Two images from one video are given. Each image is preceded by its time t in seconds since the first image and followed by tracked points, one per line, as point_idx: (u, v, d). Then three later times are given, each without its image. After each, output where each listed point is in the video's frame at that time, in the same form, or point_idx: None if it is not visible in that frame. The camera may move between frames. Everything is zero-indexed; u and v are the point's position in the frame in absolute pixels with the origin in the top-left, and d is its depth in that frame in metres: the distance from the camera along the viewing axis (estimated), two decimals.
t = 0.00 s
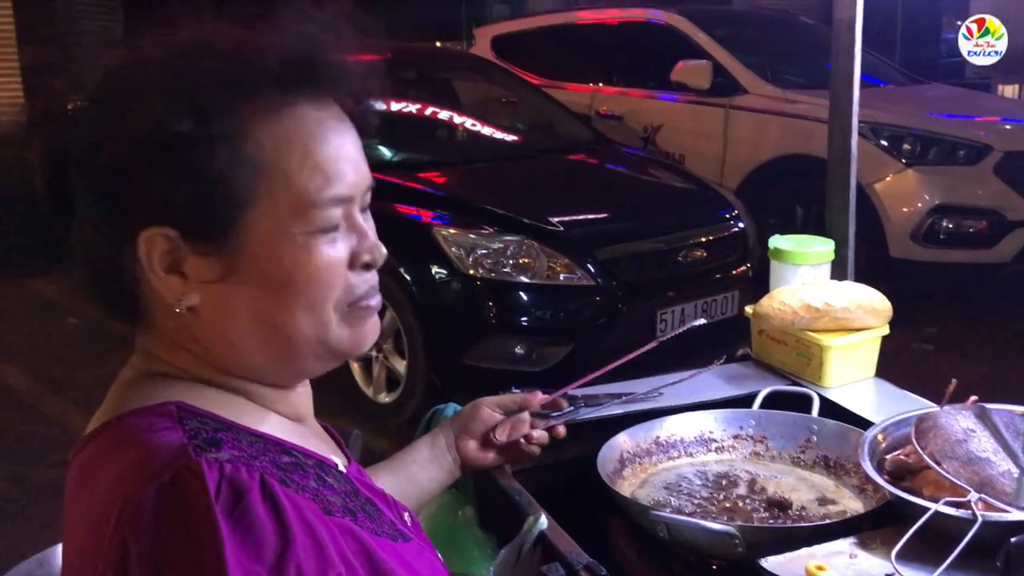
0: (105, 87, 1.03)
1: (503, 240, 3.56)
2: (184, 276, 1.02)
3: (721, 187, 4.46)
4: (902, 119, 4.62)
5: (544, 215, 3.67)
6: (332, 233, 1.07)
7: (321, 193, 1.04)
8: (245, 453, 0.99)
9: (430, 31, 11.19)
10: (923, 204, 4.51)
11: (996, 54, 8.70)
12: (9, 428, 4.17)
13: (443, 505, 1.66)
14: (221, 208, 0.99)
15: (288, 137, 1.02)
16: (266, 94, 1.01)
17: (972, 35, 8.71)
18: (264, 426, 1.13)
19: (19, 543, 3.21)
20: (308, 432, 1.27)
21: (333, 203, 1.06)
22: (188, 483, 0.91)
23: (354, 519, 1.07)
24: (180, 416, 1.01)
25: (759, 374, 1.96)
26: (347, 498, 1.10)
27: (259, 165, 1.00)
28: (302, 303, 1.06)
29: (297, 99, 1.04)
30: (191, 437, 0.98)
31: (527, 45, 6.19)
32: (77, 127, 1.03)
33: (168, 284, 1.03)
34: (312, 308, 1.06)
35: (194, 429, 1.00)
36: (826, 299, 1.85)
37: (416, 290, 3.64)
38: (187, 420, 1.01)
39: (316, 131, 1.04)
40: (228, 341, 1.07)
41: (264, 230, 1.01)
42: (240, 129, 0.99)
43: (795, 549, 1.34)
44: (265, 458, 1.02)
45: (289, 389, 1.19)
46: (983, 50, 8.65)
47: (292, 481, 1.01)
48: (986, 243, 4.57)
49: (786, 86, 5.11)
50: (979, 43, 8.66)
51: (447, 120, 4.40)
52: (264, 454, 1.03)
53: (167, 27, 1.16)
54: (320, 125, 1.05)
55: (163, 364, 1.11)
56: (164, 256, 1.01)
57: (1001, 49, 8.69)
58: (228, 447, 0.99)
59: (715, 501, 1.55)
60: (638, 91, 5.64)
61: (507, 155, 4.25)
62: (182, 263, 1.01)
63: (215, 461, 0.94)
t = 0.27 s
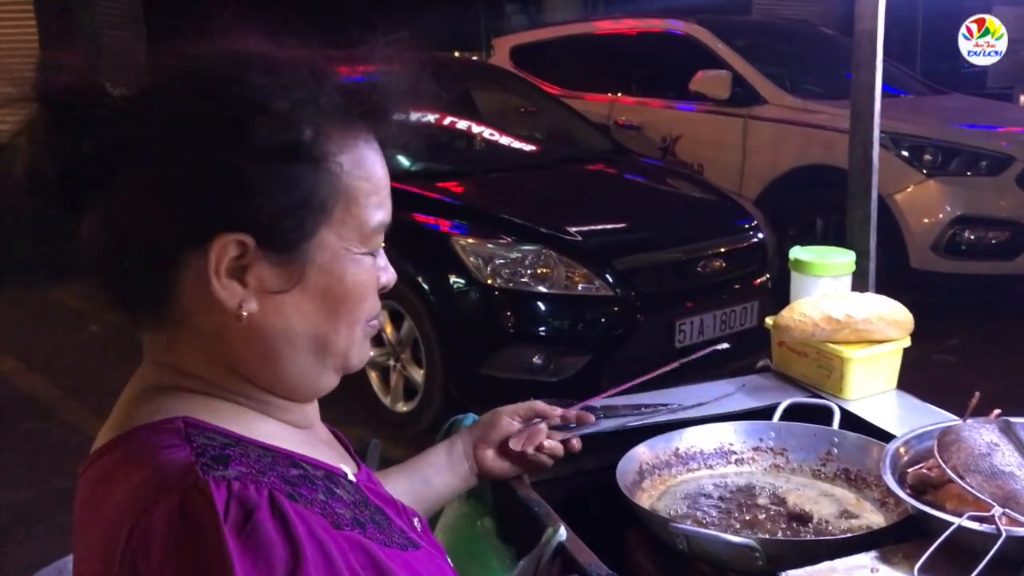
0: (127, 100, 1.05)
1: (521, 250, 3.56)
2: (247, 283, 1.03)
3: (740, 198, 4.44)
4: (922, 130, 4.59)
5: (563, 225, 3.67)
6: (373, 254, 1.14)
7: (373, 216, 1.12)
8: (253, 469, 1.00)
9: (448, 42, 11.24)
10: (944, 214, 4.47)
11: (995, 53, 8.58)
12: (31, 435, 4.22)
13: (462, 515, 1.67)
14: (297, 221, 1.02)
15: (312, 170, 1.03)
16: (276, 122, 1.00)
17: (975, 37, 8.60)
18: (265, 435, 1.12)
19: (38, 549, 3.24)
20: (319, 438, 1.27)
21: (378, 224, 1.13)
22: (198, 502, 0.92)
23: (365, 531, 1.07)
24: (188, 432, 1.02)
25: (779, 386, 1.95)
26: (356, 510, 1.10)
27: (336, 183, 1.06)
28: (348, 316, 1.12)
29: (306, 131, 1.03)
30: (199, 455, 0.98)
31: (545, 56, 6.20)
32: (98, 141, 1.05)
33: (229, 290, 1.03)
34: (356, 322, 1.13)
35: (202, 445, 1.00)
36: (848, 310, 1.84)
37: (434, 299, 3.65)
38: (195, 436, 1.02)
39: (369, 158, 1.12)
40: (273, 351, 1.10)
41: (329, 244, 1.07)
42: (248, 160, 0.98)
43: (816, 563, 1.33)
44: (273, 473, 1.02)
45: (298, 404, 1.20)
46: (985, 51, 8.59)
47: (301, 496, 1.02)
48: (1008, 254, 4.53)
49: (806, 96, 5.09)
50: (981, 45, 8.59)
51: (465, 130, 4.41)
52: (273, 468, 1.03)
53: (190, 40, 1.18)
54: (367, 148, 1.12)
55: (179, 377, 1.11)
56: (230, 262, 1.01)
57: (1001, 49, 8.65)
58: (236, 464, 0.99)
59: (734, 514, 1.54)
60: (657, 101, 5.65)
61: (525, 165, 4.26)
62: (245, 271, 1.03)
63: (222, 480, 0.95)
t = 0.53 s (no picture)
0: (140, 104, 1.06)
1: (533, 253, 3.57)
2: (273, 284, 1.04)
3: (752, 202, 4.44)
4: (935, 133, 4.57)
5: (574, 228, 3.67)
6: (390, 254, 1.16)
7: (391, 218, 1.14)
8: (264, 473, 1.00)
9: (460, 47, 11.30)
10: (957, 219, 4.45)
11: (996, 53, 8.98)
12: (45, 435, 4.26)
13: (471, 518, 1.63)
14: (323, 222, 1.04)
15: (330, 175, 1.04)
16: (296, 127, 1.01)
17: (975, 35, 9.06)
18: (279, 439, 1.13)
19: (49, 548, 3.27)
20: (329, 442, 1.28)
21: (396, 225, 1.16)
22: (209, 506, 0.92)
23: (375, 538, 1.07)
24: (200, 435, 1.03)
25: (791, 391, 1.94)
26: (367, 517, 1.11)
27: (359, 184, 1.08)
28: (368, 316, 1.13)
29: (323, 136, 1.04)
30: (211, 459, 0.99)
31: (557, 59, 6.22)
32: (111, 143, 1.06)
33: (257, 293, 1.04)
34: (375, 322, 1.15)
35: (214, 449, 1.01)
36: (860, 314, 1.83)
37: (445, 302, 3.65)
38: (207, 439, 1.02)
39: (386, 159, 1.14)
40: (294, 351, 1.11)
41: (352, 245, 1.08)
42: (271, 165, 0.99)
43: (827, 567, 1.33)
44: (284, 478, 1.03)
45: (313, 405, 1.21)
46: (986, 50, 9.01)
47: (312, 501, 1.02)
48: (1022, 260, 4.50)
49: (818, 100, 5.08)
50: (982, 44, 9.03)
51: (477, 133, 4.43)
52: (284, 473, 1.04)
53: (202, 43, 1.19)
54: (388, 152, 1.14)
55: (191, 380, 1.11)
56: (257, 264, 1.02)
57: (1001, 48, 9.03)
58: (248, 468, 1.00)
59: (745, 517, 1.54)
60: (669, 105, 5.65)
61: (537, 168, 4.26)
62: (271, 273, 1.03)
63: (234, 484, 0.95)
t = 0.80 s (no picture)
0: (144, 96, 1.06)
1: (537, 250, 3.56)
2: (276, 279, 1.04)
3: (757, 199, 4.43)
4: (942, 131, 4.57)
5: (579, 225, 3.67)
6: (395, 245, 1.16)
7: (394, 209, 1.14)
8: (266, 467, 1.00)
9: (465, 44, 11.29)
10: (963, 217, 4.44)
11: (995, 53, 9.10)
12: (49, 430, 4.26)
13: (476, 512, 1.63)
14: (325, 215, 1.04)
15: (333, 166, 1.04)
16: (302, 121, 1.02)
17: (975, 36, 9.20)
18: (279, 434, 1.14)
19: (54, 543, 3.27)
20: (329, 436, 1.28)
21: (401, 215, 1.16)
22: (210, 499, 0.92)
23: (377, 536, 1.07)
24: (200, 428, 1.03)
25: (795, 387, 1.94)
26: (369, 514, 1.11)
27: (362, 175, 1.08)
28: (374, 309, 1.13)
29: (322, 127, 1.03)
30: (213, 451, 0.99)
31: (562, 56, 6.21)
32: (111, 137, 1.06)
33: (260, 288, 1.04)
34: (380, 313, 1.15)
35: (216, 442, 1.01)
36: (866, 311, 1.83)
37: (450, 298, 3.65)
38: (208, 432, 1.03)
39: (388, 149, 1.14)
40: (299, 345, 1.11)
41: (357, 237, 1.08)
42: (271, 159, 0.99)
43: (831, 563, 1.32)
44: (286, 471, 1.03)
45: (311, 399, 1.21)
46: (985, 50, 9.16)
47: (314, 494, 1.02)
48: None
49: (824, 97, 5.07)
50: (981, 44, 9.17)
51: (482, 129, 4.42)
52: (286, 468, 1.04)
53: (205, 36, 1.19)
54: (390, 143, 1.14)
55: (192, 372, 1.11)
56: (260, 259, 1.02)
57: (1001, 48, 9.14)
58: (250, 461, 1.00)
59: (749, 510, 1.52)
60: (674, 102, 5.64)
61: (542, 165, 4.26)
62: (274, 267, 1.04)
63: (236, 477, 0.95)
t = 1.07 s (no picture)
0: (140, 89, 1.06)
1: (536, 245, 3.57)
2: (239, 275, 1.04)
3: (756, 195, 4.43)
4: (942, 127, 4.57)
5: (577, 220, 3.67)
6: (373, 230, 1.13)
7: (366, 193, 1.11)
8: (255, 470, 1.00)
9: (465, 40, 11.26)
10: (962, 212, 4.43)
11: (995, 54, 8.96)
12: (48, 425, 4.27)
13: (474, 506, 1.63)
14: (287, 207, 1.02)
15: (293, 154, 1.02)
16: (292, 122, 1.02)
17: (976, 36, 9.11)
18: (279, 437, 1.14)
19: (53, 537, 3.28)
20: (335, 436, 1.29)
21: (377, 200, 1.13)
22: (195, 503, 0.92)
23: (368, 541, 1.07)
24: (193, 428, 1.03)
25: (792, 381, 1.94)
26: (363, 519, 1.11)
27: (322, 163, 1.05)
28: (348, 297, 1.11)
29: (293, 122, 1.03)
30: (202, 453, 0.99)
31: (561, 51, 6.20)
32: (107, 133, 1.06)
33: (222, 283, 1.04)
34: (356, 301, 1.12)
35: (207, 442, 1.01)
36: (863, 305, 1.82)
37: (449, 293, 3.64)
38: (201, 432, 1.03)
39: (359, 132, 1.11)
40: (269, 338, 1.10)
41: (321, 227, 1.06)
42: (258, 159, 0.99)
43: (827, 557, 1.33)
44: (277, 474, 1.03)
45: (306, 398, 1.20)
46: (986, 51, 9.01)
47: (304, 498, 1.03)
48: None
49: (822, 93, 5.07)
50: (982, 44, 9.05)
51: (481, 125, 4.42)
52: (278, 469, 1.04)
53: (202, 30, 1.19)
54: (361, 126, 1.11)
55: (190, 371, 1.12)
56: (221, 258, 1.02)
57: (1001, 50, 8.99)
58: (239, 464, 1.00)
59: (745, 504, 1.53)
60: (673, 97, 5.64)
61: (540, 160, 4.26)
62: (236, 264, 1.03)
63: (222, 481, 0.95)
